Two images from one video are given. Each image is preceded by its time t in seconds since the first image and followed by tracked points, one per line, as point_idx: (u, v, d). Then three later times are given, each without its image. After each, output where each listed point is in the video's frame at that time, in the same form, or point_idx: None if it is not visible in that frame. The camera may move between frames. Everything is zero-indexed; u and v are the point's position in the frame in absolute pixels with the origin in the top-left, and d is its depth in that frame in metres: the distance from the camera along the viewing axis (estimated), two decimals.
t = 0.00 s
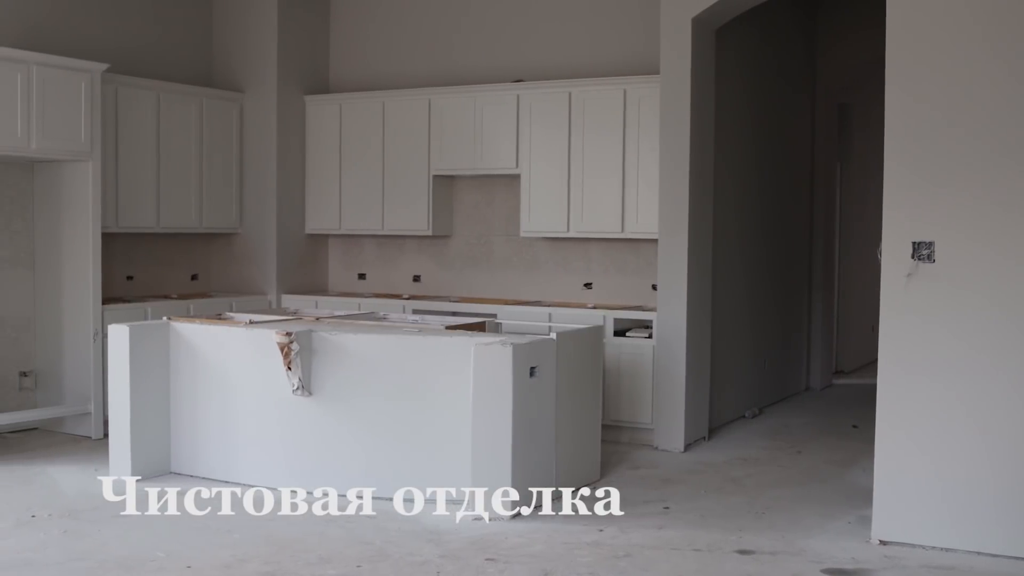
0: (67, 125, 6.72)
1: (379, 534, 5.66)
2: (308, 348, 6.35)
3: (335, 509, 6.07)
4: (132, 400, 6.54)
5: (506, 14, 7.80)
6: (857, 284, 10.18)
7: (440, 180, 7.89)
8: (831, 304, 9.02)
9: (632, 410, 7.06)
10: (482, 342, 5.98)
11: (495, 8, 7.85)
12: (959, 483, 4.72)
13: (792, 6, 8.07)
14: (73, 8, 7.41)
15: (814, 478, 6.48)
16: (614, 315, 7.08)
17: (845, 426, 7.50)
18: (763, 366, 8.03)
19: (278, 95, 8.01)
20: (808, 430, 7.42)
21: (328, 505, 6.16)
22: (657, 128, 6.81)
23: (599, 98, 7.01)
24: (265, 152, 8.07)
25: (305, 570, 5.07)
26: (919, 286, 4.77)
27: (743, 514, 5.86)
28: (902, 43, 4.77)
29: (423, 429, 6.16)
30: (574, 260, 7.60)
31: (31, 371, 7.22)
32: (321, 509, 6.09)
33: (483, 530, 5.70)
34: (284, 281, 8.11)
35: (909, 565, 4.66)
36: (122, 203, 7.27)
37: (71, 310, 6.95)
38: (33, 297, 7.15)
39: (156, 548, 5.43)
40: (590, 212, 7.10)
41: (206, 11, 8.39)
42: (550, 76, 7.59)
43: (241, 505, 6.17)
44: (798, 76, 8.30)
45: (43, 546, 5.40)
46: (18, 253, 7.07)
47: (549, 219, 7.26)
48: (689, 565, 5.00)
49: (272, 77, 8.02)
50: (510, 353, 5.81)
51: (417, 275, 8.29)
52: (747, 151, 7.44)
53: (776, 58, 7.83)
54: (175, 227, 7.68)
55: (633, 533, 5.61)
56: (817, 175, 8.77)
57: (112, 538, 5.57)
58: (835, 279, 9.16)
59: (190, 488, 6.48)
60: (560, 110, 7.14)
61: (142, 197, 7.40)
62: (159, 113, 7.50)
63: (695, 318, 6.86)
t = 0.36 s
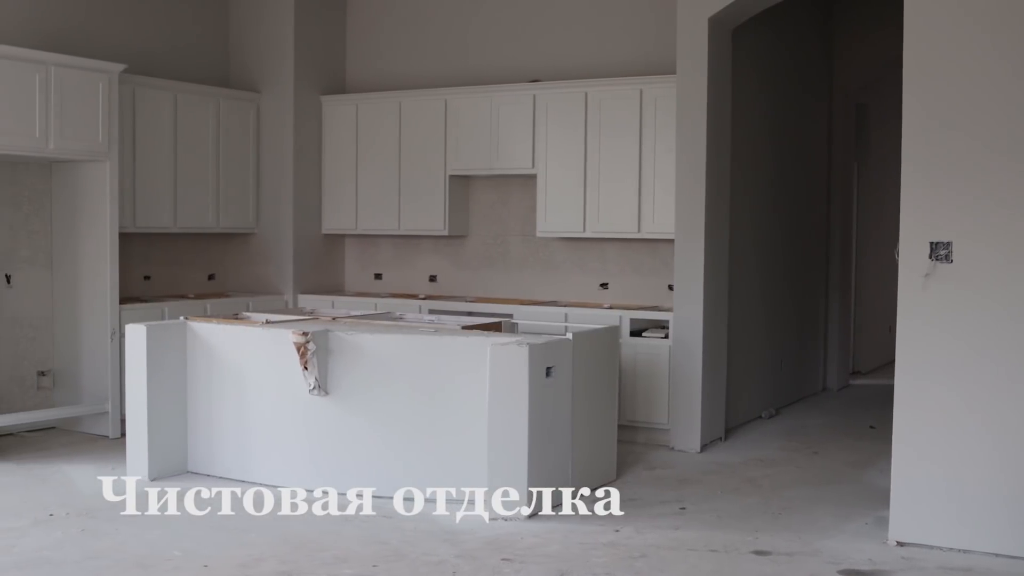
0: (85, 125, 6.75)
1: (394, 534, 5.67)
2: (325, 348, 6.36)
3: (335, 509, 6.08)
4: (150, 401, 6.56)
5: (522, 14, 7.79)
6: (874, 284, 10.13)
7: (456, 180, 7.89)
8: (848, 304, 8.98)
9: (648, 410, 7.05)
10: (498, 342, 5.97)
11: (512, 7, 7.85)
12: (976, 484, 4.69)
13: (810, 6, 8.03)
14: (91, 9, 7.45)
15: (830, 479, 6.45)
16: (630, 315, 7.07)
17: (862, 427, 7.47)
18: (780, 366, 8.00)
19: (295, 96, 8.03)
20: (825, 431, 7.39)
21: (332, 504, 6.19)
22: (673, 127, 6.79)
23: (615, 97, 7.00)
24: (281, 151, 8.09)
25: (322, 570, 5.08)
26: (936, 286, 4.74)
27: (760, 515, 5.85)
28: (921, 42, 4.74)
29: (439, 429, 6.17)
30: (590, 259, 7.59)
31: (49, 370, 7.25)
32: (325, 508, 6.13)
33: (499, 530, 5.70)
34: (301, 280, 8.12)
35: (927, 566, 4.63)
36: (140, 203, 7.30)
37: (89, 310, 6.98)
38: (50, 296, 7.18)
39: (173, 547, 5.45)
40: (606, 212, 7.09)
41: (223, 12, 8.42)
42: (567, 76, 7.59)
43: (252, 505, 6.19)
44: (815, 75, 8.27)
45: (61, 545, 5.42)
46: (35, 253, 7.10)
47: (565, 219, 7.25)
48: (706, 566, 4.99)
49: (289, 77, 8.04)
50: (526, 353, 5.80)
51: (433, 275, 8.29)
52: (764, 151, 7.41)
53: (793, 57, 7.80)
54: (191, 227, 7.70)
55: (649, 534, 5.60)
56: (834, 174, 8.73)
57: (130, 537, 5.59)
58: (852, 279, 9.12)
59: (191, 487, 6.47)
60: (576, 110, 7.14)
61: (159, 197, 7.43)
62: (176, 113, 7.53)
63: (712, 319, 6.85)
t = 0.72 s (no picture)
0: (102, 125, 6.77)
1: (411, 534, 5.66)
2: (342, 348, 6.37)
3: (335, 509, 6.08)
4: (167, 400, 6.57)
5: (540, 14, 7.79)
6: (892, 284, 10.09)
7: (473, 180, 7.89)
8: (865, 304, 8.95)
9: (665, 411, 7.04)
10: (515, 342, 5.97)
11: (529, 7, 7.84)
12: (995, 485, 4.67)
13: (827, 6, 8.01)
14: (109, 10, 7.48)
15: (847, 480, 6.43)
16: (647, 315, 7.06)
17: (879, 428, 7.44)
18: (797, 367, 7.98)
19: (312, 96, 8.04)
20: (843, 432, 7.37)
21: (346, 504, 6.20)
22: (689, 127, 6.78)
23: (632, 97, 6.99)
24: (298, 151, 8.11)
25: (338, 569, 5.08)
26: (954, 286, 4.72)
27: (777, 516, 5.83)
28: (942, 41, 4.72)
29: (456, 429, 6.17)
30: (607, 260, 7.58)
31: (67, 369, 7.28)
32: (339, 507, 6.14)
33: (516, 530, 5.70)
34: (318, 280, 8.13)
35: (945, 568, 4.62)
36: (157, 203, 7.31)
37: (107, 310, 7.00)
38: (68, 296, 7.20)
39: (190, 546, 5.46)
40: (623, 211, 7.09)
41: (241, 12, 8.43)
42: (585, 76, 7.57)
43: (267, 504, 6.19)
44: (832, 74, 8.24)
45: (79, 544, 5.44)
46: (54, 253, 7.12)
47: (582, 219, 7.24)
48: (724, 566, 4.98)
49: (306, 77, 8.05)
50: (543, 353, 5.80)
51: (450, 275, 8.30)
52: (781, 151, 7.39)
53: (811, 57, 7.78)
54: (208, 227, 7.72)
55: (665, 534, 5.59)
56: (852, 174, 8.70)
57: (147, 536, 5.60)
58: (869, 280, 9.08)
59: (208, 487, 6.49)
60: (592, 110, 7.13)
61: (175, 197, 7.45)
62: (193, 113, 7.54)
63: (729, 319, 6.83)
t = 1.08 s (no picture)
0: (123, 126, 6.80)
1: (429, 534, 5.66)
2: (360, 348, 6.37)
3: (335, 509, 6.08)
4: (186, 400, 6.59)
5: (559, 14, 7.78)
6: (912, 285, 10.05)
7: (492, 180, 7.89)
8: (884, 305, 8.91)
9: (684, 411, 7.03)
10: (534, 342, 5.97)
11: (548, 7, 7.84)
12: (1017, 488, 4.64)
13: (846, 6, 7.98)
14: (129, 11, 7.51)
15: (867, 482, 6.40)
16: (666, 316, 7.05)
17: (899, 429, 7.40)
18: (817, 367, 7.96)
19: (331, 96, 8.05)
20: (863, 433, 7.34)
21: (364, 504, 6.21)
22: (709, 127, 6.77)
23: (651, 97, 6.98)
24: (317, 152, 8.12)
25: (358, 569, 5.08)
26: (975, 287, 4.70)
27: (796, 517, 5.81)
28: (964, 41, 4.69)
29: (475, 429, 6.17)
30: (626, 260, 7.57)
31: (88, 368, 7.30)
32: (357, 507, 6.15)
33: (534, 530, 5.70)
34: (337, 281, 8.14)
35: (966, 570, 4.59)
36: (177, 203, 7.34)
37: (128, 310, 7.02)
38: (89, 296, 7.22)
39: (210, 545, 5.47)
40: (642, 212, 7.07)
41: (261, 13, 8.46)
42: (605, 76, 7.56)
43: (286, 504, 6.20)
44: (852, 74, 8.21)
45: (99, 542, 5.46)
46: (75, 254, 7.15)
47: (601, 220, 7.23)
48: (744, 567, 4.97)
49: (325, 78, 8.06)
50: (562, 354, 5.79)
51: (469, 275, 8.30)
52: (801, 151, 7.38)
53: (831, 57, 7.75)
54: (228, 227, 7.74)
55: (684, 535, 5.58)
56: (871, 174, 8.67)
57: (167, 535, 5.61)
58: (889, 281, 9.05)
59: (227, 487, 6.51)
60: (611, 110, 7.12)
61: (196, 197, 7.47)
62: (213, 113, 7.56)
63: (748, 320, 6.81)
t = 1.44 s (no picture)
0: (142, 126, 6.82)
1: (447, 534, 5.67)
2: (378, 348, 6.37)
3: (353, 510, 6.10)
4: (205, 399, 6.60)
5: (578, 14, 7.77)
6: (931, 285, 10.02)
7: (510, 181, 7.88)
8: (904, 306, 8.88)
9: (702, 412, 7.01)
10: (552, 342, 5.97)
11: (566, 7, 7.84)
12: None
13: (866, 5, 7.95)
14: (149, 11, 7.55)
15: (885, 482, 6.38)
16: (684, 316, 7.04)
17: (919, 430, 7.37)
18: (836, 368, 7.94)
19: (349, 96, 8.06)
20: (882, 434, 7.31)
21: (382, 504, 6.22)
22: (727, 127, 6.75)
23: (669, 97, 6.97)
24: (335, 152, 8.14)
25: (375, 569, 5.09)
26: (995, 288, 4.68)
27: (815, 518, 5.79)
28: (983, 41, 4.67)
29: (494, 430, 6.17)
30: (644, 260, 7.56)
31: (107, 368, 7.33)
32: (375, 507, 6.15)
33: (552, 531, 5.69)
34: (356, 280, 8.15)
35: (985, 572, 4.58)
36: (196, 203, 7.36)
37: (147, 310, 7.05)
38: (108, 296, 7.25)
39: (229, 544, 5.49)
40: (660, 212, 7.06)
41: (280, 13, 8.48)
42: (623, 76, 7.55)
43: (305, 503, 6.21)
44: (871, 74, 8.19)
45: (117, 541, 5.48)
46: (94, 254, 7.18)
47: (619, 220, 7.22)
48: (762, 568, 4.96)
49: (343, 78, 8.07)
50: (579, 353, 5.79)
51: (487, 276, 8.30)
52: (820, 151, 7.36)
53: (849, 56, 7.73)
54: (246, 228, 7.76)
55: (702, 536, 5.56)
56: (890, 174, 8.65)
57: (186, 534, 5.63)
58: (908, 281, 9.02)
59: (246, 487, 6.53)
60: (629, 110, 7.12)
61: (214, 197, 7.49)
62: (231, 114, 7.58)
63: (766, 320, 6.79)
